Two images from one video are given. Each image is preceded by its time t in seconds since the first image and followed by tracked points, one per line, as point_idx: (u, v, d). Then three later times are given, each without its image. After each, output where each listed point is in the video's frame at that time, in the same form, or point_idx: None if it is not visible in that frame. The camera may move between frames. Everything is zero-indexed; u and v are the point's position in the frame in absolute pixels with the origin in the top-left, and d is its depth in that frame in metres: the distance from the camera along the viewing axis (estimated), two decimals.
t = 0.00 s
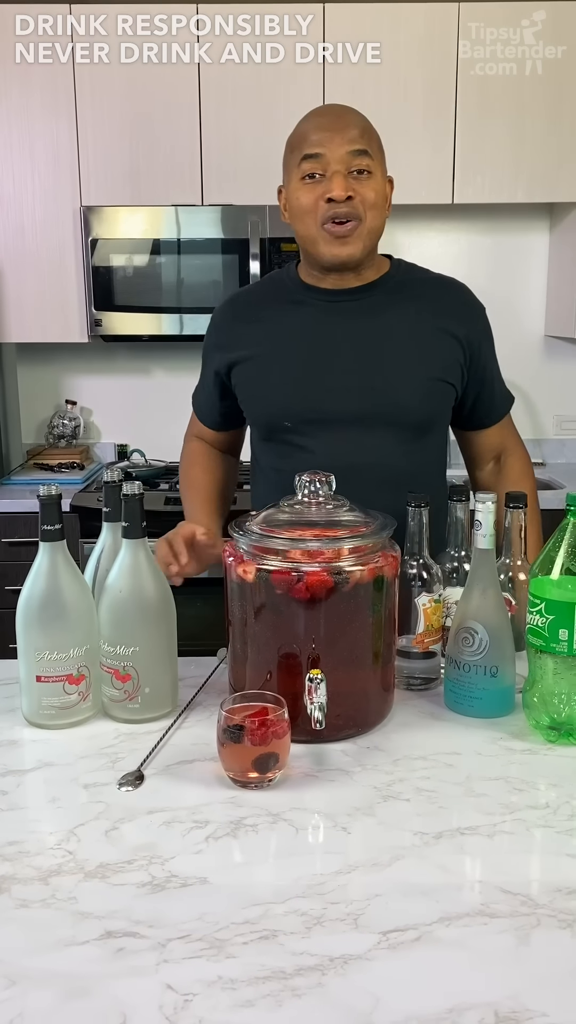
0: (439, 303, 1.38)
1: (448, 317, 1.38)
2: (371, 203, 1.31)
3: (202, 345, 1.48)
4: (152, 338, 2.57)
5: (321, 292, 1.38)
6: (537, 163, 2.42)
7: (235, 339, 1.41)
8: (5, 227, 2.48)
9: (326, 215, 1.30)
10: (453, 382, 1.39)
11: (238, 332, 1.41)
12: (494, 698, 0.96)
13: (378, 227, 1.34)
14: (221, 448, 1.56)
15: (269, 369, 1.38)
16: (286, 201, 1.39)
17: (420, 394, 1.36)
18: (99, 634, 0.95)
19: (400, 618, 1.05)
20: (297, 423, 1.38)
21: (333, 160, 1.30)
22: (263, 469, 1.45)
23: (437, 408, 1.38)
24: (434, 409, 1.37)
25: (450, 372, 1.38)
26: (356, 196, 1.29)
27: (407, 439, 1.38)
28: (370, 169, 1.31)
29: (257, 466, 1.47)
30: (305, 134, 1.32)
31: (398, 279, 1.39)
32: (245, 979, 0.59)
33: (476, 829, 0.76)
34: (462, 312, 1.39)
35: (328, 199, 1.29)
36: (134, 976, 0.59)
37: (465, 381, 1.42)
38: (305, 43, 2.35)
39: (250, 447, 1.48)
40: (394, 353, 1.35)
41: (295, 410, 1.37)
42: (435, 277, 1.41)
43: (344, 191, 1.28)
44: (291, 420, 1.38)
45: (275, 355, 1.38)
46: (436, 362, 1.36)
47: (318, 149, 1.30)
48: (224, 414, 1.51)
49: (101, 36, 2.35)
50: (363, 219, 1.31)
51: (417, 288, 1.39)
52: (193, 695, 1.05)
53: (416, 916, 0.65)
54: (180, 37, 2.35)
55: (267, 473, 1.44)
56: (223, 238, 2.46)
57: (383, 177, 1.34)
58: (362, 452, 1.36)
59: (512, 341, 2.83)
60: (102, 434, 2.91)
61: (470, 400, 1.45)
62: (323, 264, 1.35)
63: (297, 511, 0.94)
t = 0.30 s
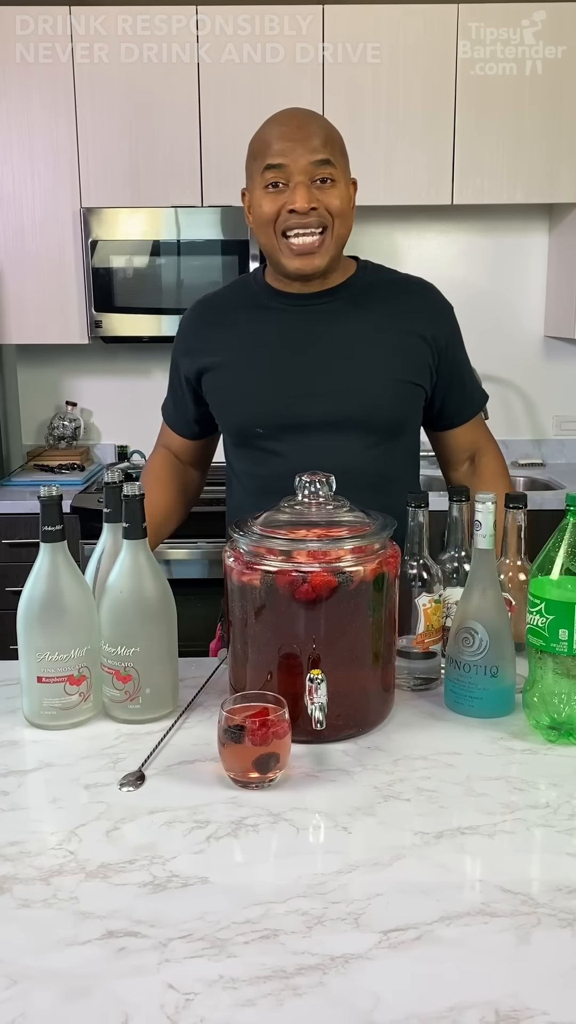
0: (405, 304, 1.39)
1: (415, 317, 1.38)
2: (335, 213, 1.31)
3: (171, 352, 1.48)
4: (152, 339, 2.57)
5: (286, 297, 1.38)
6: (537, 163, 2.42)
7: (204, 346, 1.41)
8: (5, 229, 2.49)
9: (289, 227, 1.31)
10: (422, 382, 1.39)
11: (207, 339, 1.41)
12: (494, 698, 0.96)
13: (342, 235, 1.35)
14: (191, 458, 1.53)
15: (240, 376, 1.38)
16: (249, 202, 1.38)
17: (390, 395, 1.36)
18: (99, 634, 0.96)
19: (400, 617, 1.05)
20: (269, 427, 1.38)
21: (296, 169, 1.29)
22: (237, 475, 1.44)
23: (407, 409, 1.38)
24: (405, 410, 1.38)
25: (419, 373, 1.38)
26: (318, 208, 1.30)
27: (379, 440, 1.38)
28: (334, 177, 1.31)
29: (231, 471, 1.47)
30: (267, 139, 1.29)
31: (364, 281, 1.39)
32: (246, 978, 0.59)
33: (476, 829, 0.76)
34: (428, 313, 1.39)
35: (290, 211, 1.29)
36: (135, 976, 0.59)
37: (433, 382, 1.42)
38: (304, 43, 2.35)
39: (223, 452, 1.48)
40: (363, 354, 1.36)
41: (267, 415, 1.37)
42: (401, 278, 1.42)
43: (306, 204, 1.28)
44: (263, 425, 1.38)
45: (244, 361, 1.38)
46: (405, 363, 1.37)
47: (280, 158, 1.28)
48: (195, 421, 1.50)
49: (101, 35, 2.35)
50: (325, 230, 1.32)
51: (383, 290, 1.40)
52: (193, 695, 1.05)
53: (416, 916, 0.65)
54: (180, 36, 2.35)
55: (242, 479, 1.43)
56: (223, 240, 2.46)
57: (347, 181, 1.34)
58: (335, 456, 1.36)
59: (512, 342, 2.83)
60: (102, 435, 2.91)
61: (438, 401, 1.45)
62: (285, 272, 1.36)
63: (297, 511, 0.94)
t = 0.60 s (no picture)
0: (382, 308, 1.40)
1: (394, 320, 1.39)
2: (314, 219, 1.32)
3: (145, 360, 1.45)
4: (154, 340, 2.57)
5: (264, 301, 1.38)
6: (539, 163, 2.42)
7: (184, 355, 1.39)
8: (7, 230, 2.49)
9: (269, 233, 1.31)
10: (403, 385, 1.40)
11: (188, 346, 1.39)
12: (497, 699, 0.96)
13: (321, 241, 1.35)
14: (162, 465, 1.53)
15: (223, 383, 1.37)
16: (226, 208, 1.37)
17: (373, 397, 1.36)
18: (102, 636, 0.95)
19: (403, 619, 1.05)
20: (253, 433, 1.37)
21: (275, 175, 1.29)
22: (219, 483, 1.42)
23: (390, 411, 1.38)
24: (388, 412, 1.38)
25: (400, 375, 1.39)
26: (298, 214, 1.30)
27: (363, 443, 1.38)
28: (312, 183, 1.31)
29: (211, 479, 1.45)
30: (244, 145, 1.29)
31: (341, 286, 1.40)
32: (249, 981, 0.59)
33: (480, 831, 0.76)
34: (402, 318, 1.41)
35: (270, 217, 1.29)
36: (139, 978, 0.59)
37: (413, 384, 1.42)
38: (307, 44, 2.35)
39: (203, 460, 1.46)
40: (344, 357, 1.36)
41: (253, 421, 1.36)
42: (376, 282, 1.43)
43: (286, 210, 1.28)
44: (247, 431, 1.37)
45: (227, 367, 1.37)
46: (386, 366, 1.37)
47: (259, 164, 1.28)
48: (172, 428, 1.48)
49: (104, 35, 2.35)
50: (305, 236, 1.32)
51: (359, 296, 1.41)
52: (197, 697, 1.05)
53: (420, 919, 0.65)
54: (183, 37, 2.35)
55: (225, 486, 1.41)
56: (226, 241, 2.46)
57: (324, 188, 1.34)
58: (322, 460, 1.36)
59: (515, 343, 2.83)
60: (104, 436, 2.91)
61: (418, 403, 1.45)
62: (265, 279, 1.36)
63: (301, 513, 0.94)
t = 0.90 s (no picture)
0: (365, 305, 1.38)
1: (379, 317, 1.38)
2: (291, 210, 1.28)
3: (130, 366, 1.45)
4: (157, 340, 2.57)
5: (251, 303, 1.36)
6: (543, 164, 2.42)
7: (168, 362, 1.39)
8: (10, 230, 2.49)
9: (247, 225, 1.27)
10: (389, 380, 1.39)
11: (171, 353, 1.38)
12: (502, 701, 0.96)
13: (300, 234, 1.31)
14: (153, 469, 1.56)
15: (209, 388, 1.36)
16: (204, 216, 1.35)
17: (360, 396, 1.36)
18: (106, 638, 0.95)
19: (406, 621, 1.05)
20: (240, 436, 1.36)
21: (249, 169, 1.26)
22: (208, 487, 1.42)
23: (377, 409, 1.38)
24: (375, 411, 1.37)
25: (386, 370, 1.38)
26: (275, 203, 1.26)
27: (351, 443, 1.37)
28: (287, 177, 1.29)
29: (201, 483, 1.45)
30: (216, 145, 1.28)
31: (324, 286, 1.39)
32: (253, 985, 0.58)
33: (484, 834, 0.76)
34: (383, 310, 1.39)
35: (247, 208, 1.25)
36: (143, 981, 0.59)
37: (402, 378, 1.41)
38: (311, 44, 2.35)
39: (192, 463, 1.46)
40: (329, 358, 1.35)
41: (240, 427, 1.35)
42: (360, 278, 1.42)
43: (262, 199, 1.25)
44: (234, 434, 1.36)
45: (212, 373, 1.36)
46: (372, 364, 1.36)
47: (231, 159, 1.26)
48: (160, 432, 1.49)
49: (109, 34, 2.35)
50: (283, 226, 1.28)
51: (341, 293, 1.39)
52: (200, 698, 1.04)
53: (424, 922, 0.64)
54: (186, 38, 2.35)
55: (215, 489, 1.41)
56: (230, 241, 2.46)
57: (300, 183, 1.32)
58: (312, 462, 1.36)
59: (519, 344, 2.83)
60: (107, 436, 2.91)
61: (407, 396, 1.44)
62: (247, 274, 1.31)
63: (304, 514, 0.94)
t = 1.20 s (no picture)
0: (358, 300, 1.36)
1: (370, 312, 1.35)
2: (284, 210, 1.28)
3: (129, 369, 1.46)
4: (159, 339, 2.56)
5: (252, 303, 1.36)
6: (547, 163, 2.41)
7: (161, 365, 1.39)
8: (13, 229, 2.49)
9: (241, 226, 1.26)
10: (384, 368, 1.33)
11: (164, 356, 1.39)
12: (506, 701, 0.95)
13: (292, 233, 1.31)
14: (155, 472, 1.57)
15: (201, 390, 1.36)
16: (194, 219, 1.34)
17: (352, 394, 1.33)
18: (109, 638, 0.95)
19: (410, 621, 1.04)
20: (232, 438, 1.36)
21: (240, 169, 1.26)
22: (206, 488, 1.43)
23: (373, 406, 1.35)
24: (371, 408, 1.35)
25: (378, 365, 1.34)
26: (268, 203, 1.26)
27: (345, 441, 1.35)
28: (278, 175, 1.28)
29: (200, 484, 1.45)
30: (206, 146, 1.27)
31: (317, 283, 1.37)
32: (257, 986, 0.58)
33: (489, 835, 0.76)
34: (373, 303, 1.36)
35: (241, 209, 1.25)
36: (145, 983, 0.58)
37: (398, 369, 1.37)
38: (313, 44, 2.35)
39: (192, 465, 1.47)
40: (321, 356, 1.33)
41: (233, 428, 1.35)
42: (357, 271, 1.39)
43: (256, 199, 1.24)
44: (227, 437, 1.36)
45: (204, 375, 1.36)
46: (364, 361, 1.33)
47: (223, 161, 1.26)
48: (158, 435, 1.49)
49: (112, 34, 2.35)
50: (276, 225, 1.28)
51: (334, 289, 1.37)
52: (203, 698, 1.04)
53: (429, 924, 0.64)
54: (189, 37, 2.35)
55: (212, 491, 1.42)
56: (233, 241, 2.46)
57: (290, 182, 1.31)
58: (306, 463, 1.35)
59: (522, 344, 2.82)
60: (109, 435, 2.91)
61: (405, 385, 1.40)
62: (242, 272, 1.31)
63: (309, 514, 0.93)
